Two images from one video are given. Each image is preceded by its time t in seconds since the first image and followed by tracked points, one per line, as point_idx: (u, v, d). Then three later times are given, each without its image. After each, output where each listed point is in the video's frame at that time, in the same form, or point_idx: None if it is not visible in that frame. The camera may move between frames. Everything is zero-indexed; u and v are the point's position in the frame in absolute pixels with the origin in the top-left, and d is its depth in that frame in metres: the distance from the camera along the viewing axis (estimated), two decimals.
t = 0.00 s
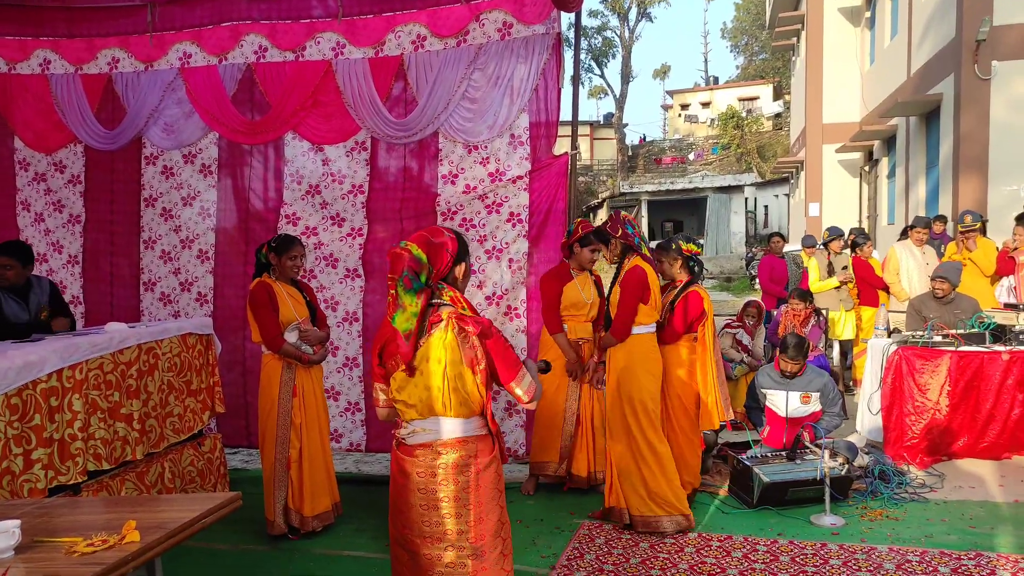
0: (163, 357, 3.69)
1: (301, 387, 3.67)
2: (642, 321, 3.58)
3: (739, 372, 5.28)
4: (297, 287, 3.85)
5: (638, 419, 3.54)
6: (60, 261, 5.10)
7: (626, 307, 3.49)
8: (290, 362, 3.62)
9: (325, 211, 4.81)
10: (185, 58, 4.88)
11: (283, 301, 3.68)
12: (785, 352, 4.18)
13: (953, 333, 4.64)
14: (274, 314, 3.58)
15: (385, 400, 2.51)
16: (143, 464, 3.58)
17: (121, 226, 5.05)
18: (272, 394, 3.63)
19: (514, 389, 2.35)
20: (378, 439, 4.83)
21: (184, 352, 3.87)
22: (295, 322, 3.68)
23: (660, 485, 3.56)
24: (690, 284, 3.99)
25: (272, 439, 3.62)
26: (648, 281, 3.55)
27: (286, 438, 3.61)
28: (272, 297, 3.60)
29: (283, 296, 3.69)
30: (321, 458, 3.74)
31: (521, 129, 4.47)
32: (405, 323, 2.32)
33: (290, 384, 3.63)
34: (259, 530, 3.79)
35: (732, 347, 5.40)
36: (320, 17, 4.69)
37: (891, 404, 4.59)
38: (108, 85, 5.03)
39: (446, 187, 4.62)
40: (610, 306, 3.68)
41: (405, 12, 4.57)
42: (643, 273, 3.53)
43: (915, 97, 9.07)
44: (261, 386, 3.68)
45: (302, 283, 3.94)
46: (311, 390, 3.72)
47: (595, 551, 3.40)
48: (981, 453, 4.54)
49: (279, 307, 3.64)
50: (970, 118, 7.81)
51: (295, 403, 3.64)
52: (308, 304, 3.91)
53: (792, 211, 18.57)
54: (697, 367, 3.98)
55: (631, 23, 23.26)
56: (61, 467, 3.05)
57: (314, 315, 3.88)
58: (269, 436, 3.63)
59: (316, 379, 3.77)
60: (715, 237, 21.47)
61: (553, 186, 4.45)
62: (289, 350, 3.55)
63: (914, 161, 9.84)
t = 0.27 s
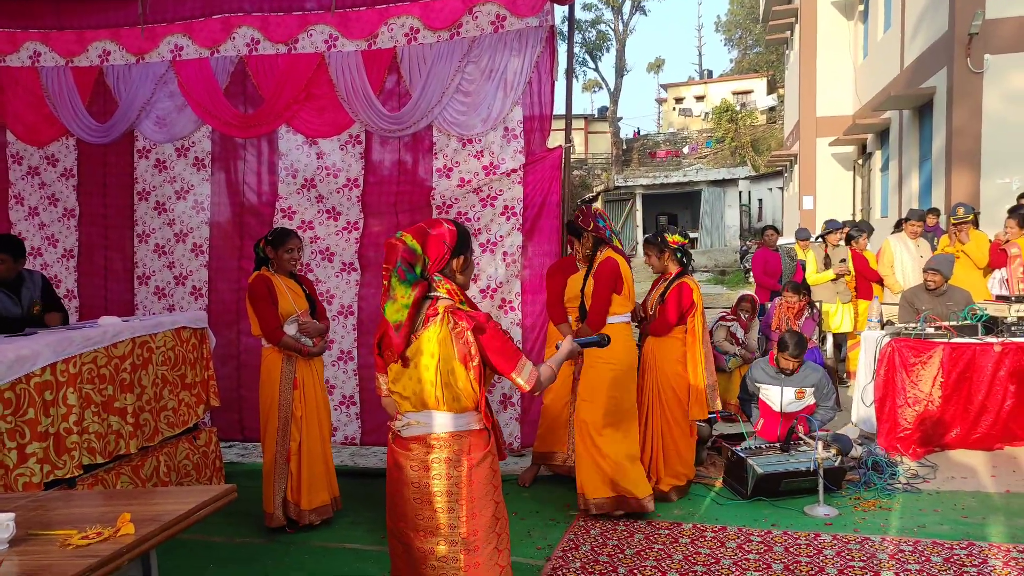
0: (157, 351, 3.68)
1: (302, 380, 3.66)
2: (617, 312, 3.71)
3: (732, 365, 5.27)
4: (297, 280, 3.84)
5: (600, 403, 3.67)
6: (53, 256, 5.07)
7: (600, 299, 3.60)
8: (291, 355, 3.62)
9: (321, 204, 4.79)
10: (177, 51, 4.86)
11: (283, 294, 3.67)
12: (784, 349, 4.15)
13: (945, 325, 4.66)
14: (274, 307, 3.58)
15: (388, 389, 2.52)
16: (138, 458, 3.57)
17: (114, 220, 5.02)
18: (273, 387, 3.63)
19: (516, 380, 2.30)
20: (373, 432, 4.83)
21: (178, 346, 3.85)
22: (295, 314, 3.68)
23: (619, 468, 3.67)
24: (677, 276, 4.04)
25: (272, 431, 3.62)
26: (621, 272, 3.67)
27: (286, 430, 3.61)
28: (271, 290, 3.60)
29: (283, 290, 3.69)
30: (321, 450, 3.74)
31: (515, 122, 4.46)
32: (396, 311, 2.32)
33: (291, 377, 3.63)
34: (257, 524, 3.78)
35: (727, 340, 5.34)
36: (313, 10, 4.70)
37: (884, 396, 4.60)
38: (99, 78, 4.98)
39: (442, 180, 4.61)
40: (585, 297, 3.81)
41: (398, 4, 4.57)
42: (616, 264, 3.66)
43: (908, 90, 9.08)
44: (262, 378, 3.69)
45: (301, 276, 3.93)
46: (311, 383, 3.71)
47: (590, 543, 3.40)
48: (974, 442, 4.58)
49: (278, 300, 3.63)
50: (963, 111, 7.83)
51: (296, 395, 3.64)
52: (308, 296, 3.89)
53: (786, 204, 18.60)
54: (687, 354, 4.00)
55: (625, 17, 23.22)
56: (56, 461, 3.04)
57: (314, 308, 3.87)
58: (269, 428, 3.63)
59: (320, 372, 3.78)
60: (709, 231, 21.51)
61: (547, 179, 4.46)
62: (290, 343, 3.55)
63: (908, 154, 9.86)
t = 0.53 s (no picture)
0: (149, 346, 3.66)
1: (303, 373, 3.67)
2: (592, 308, 3.82)
3: (725, 361, 5.31)
4: (296, 273, 3.82)
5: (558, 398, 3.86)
6: (46, 250, 5.03)
7: (575, 295, 3.72)
8: (292, 348, 3.62)
9: (316, 199, 4.77)
10: (169, 43, 4.82)
11: (283, 288, 3.65)
12: (780, 349, 4.13)
13: (938, 320, 4.68)
14: (274, 299, 3.56)
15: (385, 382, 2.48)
16: (131, 453, 3.56)
17: (107, 214, 4.99)
18: (274, 382, 3.64)
19: (510, 380, 2.26)
20: (366, 427, 4.82)
21: (170, 340, 3.83)
22: (295, 307, 3.67)
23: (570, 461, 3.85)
24: (667, 271, 4.03)
25: (275, 424, 3.64)
26: (599, 268, 3.78)
27: (290, 424, 3.62)
28: (271, 283, 3.58)
29: (283, 283, 3.66)
30: (325, 443, 3.74)
31: (509, 116, 4.44)
32: (390, 305, 2.32)
33: (293, 369, 3.64)
34: (262, 518, 3.77)
35: (720, 335, 5.40)
36: (306, 3, 4.65)
37: (877, 392, 4.66)
38: (91, 71, 4.94)
39: (437, 175, 4.59)
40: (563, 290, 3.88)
41: None
42: (593, 260, 3.76)
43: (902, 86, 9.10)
44: (264, 372, 3.69)
45: (300, 270, 3.92)
46: (312, 376, 3.72)
47: (583, 538, 3.41)
48: (968, 438, 4.58)
49: (279, 293, 3.61)
50: (956, 107, 7.85)
51: (298, 389, 3.65)
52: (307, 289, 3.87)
53: (780, 200, 18.64)
54: (679, 350, 4.00)
55: (620, 12, 23.17)
56: (48, 456, 3.03)
57: (314, 301, 3.86)
58: (272, 422, 3.64)
59: (319, 366, 3.78)
60: (702, 226, 21.54)
61: (541, 174, 4.44)
62: (292, 336, 3.55)
63: (902, 151, 9.88)
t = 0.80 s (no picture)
0: (145, 345, 3.65)
1: (305, 371, 3.68)
2: (565, 311, 3.85)
3: (724, 360, 5.29)
4: (296, 273, 3.83)
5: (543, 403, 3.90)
6: (43, 249, 5.02)
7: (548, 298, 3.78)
8: (294, 347, 3.63)
9: (314, 198, 4.76)
10: (167, 42, 4.81)
11: (284, 287, 3.66)
12: (778, 349, 4.13)
13: (935, 319, 4.68)
14: (276, 299, 3.57)
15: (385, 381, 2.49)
16: (127, 452, 3.55)
17: (104, 213, 4.98)
18: (276, 382, 3.64)
19: (512, 380, 2.27)
20: (364, 427, 4.81)
21: (167, 339, 3.83)
22: (297, 306, 3.68)
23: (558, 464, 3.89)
24: (663, 268, 4.05)
25: (278, 424, 3.64)
26: (573, 272, 3.82)
27: (292, 424, 3.62)
28: (273, 282, 3.59)
29: (284, 283, 3.67)
30: (328, 441, 3.76)
31: (508, 115, 4.44)
32: (390, 302, 2.33)
33: (294, 368, 3.64)
34: (264, 516, 3.78)
35: (718, 334, 5.39)
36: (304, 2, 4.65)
37: (875, 391, 4.66)
38: (88, 70, 4.93)
39: (435, 175, 4.59)
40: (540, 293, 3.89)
41: None
42: (568, 264, 3.79)
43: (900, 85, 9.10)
44: (266, 371, 3.69)
45: (300, 269, 3.92)
46: (313, 374, 3.73)
47: (581, 536, 3.41)
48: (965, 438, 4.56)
49: (281, 293, 3.62)
50: (954, 106, 7.86)
51: (300, 387, 3.65)
52: (307, 288, 3.87)
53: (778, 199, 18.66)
54: (676, 348, 4.00)
55: (618, 10, 23.15)
56: (45, 455, 3.03)
57: (314, 301, 3.86)
58: (274, 422, 3.65)
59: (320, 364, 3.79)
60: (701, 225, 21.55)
61: (540, 173, 4.42)
62: (295, 336, 3.56)
63: (900, 149, 9.89)
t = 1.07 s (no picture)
0: (146, 340, 3.65)
1: (308, 368, 3.68)
2: (540, 305, 3.94)
3: (724, 359, 5.33)
4: (297, 269, 3.82)
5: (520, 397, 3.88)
6: (44, 243, 5.02)
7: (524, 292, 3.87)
8: (297, 344, 3.63)
9: (316, 194, 4.76)
10: (168, 36, 4.80)
11: (286, 284, 3.65)
12: (778, 347, 4.15)
13: (936, 319, 4.69)
14: (279, 295, 3.56)
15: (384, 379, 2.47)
16: (128, 447, 3.55)
17: (105, 207, 4.97)
18: (278, 377, 3.64)
19: (508, 382, 2.29)
20: (365, 423, 4.81)
21: (168, 334, 3.82)
22: (300, 303, 3.68)
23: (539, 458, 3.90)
24: (665, 266, 4.03)
25: (279, 420, 3.64)
26: (548, 268, 3.88)
27: (293, 420, 3.62)
28: (275, 279, 3.58)
29: (285, 279, 3.67)
30: (328, 437, 3.77)
31: (510, 112, 4.42)
32: (391, 301, 2.31)
33: (298, 365, 3.64)
34: (262, 512, 3.78)
35: (717, 333, 5.38)
36: None
37: (875, 390, 4.66)
38: (89, 64, 4.91)
39: (436, 171, 4.58)
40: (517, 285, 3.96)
41: None
42: (544, 259, 3.87)
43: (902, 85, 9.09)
44: (267, 366, 3.69)
45: (300, 266, 3.92)
46: (315, 370, 3.74)
47: (580, 534, 3.41)
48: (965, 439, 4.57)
49: (282, 290, 3.61)
50: (956, 107, 7.85)
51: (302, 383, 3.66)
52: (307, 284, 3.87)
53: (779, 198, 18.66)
54: (677, 347, 4.00)
55: (620, 8, 23.11)
56: (46, 449, 3.02)
57: (314, 296, 3.86)
58: (275, 418, 3.64)
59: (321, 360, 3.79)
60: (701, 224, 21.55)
61: (542, 171, 4.42)
62: (298, 332, 3.57)
63: (901, 150, 9.88)
